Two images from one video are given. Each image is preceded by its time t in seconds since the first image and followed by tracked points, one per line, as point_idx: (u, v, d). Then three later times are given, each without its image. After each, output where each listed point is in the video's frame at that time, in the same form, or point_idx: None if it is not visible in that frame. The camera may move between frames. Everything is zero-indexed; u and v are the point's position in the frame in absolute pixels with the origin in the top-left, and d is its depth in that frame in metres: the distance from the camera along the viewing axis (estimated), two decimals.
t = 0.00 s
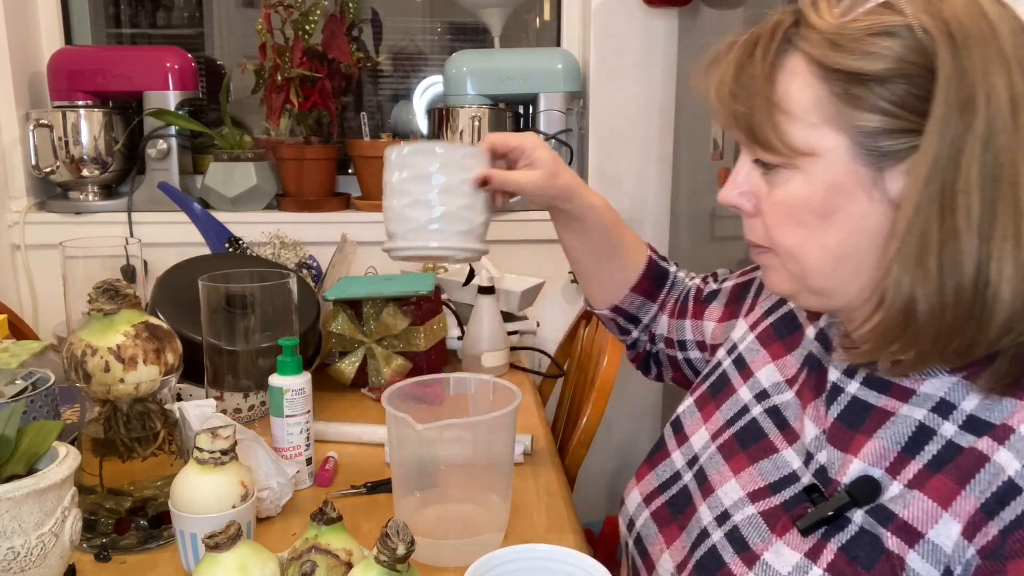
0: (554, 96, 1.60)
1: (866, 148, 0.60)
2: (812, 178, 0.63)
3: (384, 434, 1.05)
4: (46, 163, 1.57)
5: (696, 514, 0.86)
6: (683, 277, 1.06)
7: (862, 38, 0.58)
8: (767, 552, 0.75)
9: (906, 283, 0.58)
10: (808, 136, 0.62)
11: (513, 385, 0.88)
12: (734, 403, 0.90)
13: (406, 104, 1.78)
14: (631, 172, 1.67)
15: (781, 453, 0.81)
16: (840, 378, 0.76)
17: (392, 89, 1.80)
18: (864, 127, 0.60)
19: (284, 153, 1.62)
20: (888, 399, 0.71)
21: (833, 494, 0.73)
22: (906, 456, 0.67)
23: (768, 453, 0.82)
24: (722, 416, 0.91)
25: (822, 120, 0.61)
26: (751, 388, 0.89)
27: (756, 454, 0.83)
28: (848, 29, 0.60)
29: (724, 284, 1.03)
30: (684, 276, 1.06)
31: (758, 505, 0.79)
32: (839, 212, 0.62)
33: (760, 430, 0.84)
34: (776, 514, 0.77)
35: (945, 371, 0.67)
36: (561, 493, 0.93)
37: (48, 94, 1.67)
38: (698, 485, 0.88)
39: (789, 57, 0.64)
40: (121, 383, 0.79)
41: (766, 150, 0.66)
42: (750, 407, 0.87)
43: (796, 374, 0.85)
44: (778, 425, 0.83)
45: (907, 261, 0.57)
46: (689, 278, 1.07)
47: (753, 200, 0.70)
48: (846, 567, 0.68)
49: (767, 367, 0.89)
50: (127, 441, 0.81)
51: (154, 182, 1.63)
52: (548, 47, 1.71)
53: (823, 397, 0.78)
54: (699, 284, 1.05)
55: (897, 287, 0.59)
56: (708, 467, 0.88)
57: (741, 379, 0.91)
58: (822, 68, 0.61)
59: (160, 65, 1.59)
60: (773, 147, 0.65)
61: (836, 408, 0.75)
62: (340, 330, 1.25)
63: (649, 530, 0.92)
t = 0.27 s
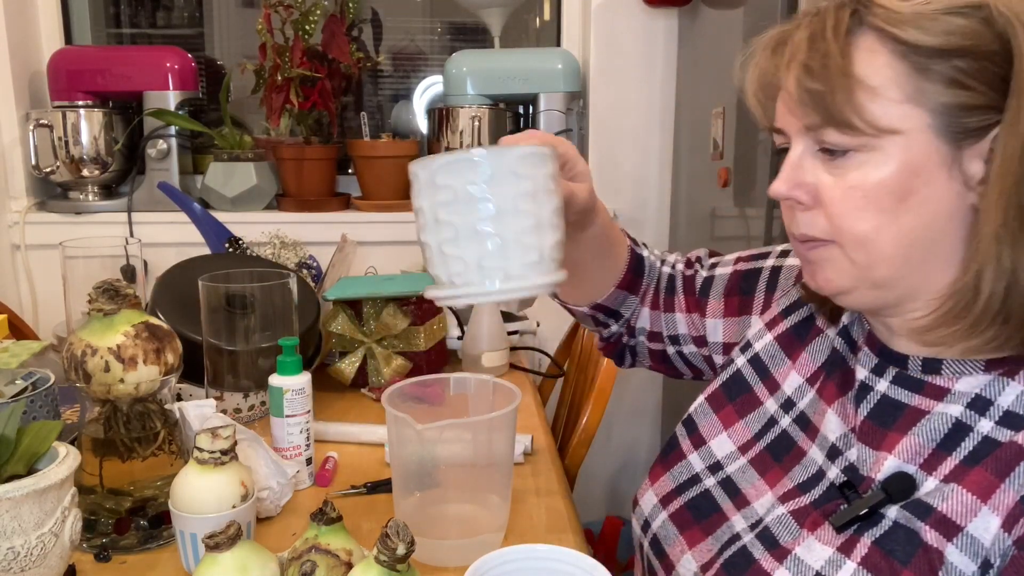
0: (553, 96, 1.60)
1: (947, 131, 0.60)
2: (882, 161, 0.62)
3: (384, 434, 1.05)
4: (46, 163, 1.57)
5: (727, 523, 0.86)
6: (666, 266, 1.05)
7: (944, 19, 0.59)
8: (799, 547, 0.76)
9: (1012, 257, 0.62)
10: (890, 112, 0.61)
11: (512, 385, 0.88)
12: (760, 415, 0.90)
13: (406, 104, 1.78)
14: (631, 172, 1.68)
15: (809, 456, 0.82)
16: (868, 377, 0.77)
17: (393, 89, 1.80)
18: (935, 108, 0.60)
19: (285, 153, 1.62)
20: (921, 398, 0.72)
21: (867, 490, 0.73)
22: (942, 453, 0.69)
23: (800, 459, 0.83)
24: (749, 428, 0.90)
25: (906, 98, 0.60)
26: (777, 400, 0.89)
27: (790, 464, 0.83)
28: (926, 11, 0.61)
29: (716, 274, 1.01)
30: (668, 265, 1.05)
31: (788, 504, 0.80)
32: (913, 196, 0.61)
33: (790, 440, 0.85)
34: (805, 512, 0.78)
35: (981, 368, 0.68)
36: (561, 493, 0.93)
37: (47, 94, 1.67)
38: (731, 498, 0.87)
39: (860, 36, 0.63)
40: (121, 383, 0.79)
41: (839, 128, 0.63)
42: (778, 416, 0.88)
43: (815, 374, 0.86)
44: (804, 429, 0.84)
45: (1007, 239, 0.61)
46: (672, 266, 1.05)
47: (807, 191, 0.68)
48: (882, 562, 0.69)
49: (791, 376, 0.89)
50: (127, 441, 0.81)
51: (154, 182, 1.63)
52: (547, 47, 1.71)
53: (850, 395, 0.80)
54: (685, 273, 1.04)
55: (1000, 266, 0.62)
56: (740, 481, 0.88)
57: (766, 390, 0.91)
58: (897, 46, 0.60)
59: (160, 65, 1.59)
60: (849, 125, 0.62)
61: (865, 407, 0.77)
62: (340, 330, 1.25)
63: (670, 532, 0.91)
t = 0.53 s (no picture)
0: (554, 96, 1.59)
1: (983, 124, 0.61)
2: (920, 153, 0.62)
3: (384, 434, 1.05)
4: (46, 163, 1.57)
5: (741, 527, 0.86)
6: (657, 271, 1.05)
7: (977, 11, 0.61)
8: (820, 548, 0.75)
9: None
10: (928, 104, 0.61)
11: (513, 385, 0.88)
12: (763, 413, 0.90)
13: (406, 104, 1.78)
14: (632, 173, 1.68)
15: (818, 454, 0.82)
16: (878, 377, 0.78)
17: (393, 89, 1.80)
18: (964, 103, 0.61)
19: (285, 153, 1.62)
20: (935, 397, 0.72)
21: (887, 489, 0.73)
22: (960, 451, 0.68)
23: (809, 459, 0.83)
24: (750, 425, 0.91)
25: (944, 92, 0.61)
26: (779, 395, 0.89)
27: (800, 464, 0.83)
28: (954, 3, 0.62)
29: (710, 275, 1.02)
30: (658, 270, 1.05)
31: (803, 506, 0.80)
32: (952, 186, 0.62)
33: (797, 439, 0.85)
34: (823, 513, 0.78)
35: (994, 366, 0.69)
36: (561, 493, 0.93)
37: (47, 94, 1.67)
38: (741, 501, 0.88)
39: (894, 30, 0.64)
40: (121, 383, 0.79)
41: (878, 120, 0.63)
42: (783, 415, 0.88)
43: (819, 371, 0.86)
44: (810, 427, 0.84)
45: None
46: (664, 271, 1.06)
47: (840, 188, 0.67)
48: (907, 561, 0.67)
49: (792, 372, 0.89)
50: (127, 441, 0.81)
51: (155, 182, 1.63)
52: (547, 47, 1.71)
53: (861, 394, 0.80)
54: (678, 276, 1.04)
55: None
56: (748, 482, 0.88)
57: (768, 388, 0.91)
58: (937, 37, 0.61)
59: (160, 65, 1.59)
60: (890, 116, 0.62)
61: (876, 407, 0.77)
62: (340, 330, 1.25)
63: (679, 538, 0.91)
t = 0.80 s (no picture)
0: (554, 96, 1.59)
1: (980, 128, 0.61)
2: (917, 159, 0.62)
3: (384, 434, 1.05)
4: (46, 163, 1.57)
5: (739, 527, 0.86)
6: (659, 272, 1.05)
7: (969, 16, 0.61)
8: (816, 549, 0.75)
9: None
10: (924, 109, 0.61)
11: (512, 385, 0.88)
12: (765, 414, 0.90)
13: (406, 104, 1.78)
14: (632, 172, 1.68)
15: (813, 451, 0.82)
16: (876, 378, 0.78)
17: (393, 89, 1.80)
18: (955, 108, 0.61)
19: (285, 153, 1.62)
20: (931, 399, 0.72)
21: (882, 490, 0.74)
22: (955, 452, 0.69)
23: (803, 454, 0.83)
24: (752, 426, 0.90)
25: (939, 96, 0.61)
26: (780, 396, 0.89)
27: (795, 462, 0.84)
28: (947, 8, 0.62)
29: (712, 276, 1.01)
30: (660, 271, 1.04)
31: (796, 502, 0.81)
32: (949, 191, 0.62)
33: (795, 439, 0.85)
34: (816, 511, 0.78)
35: (990, 368, 0.69)
36: (561, 493, 0.93)
37: (47, 94, 1.67)
38: (739, 500, 0.88)
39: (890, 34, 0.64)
40: (121, 383, 0.79)
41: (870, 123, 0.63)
42: (782, 415, 0.88)
43: (819, 372, 0.86)
44: (809, 426, 0.84)
45: None
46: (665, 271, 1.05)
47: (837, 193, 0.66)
48: (900, 563, 0.68)
49: (793, 373, 0.89)
50: (127, 441, 0.81)
51: (155, 182, 1.63)
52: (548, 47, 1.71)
53: (859, 395, 0.80)
54: (681, 276, 1.03)
55: None
56: (746, 480, 0.88)
57: (769, 389, 0.91)
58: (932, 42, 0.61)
59: (160, 65, 1.59)
60: (887, 122, 0.62)
61: (873, 408, 0.77)
62: (340, 330, 1.25)
63: (678, 536, 0.91)
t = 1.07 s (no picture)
0: (553, 96, 1.59)
1: (925, 143, 0.62)
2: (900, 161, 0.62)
3: (384, 434, 1.05)
4: (46, 163, 1.57)
5: (725, 523, 0.86)
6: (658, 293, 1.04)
7: (929, 26, 0.60)
8: (805, 553, 0.75)
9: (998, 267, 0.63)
10: (867, 123, 0.63)
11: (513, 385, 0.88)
12: (760, 416, 0.90)
13: (406, 104, 1.78)
14: (631, 173, 1.68)
15: (806, 454, 0.83)
16: (870, 380, 0.78)
17: (392, 89, 1.80)
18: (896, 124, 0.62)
19: (284, 153, 1.62)
20: (923, 402, 0.73)
21: (872, 495, 0.74)
22: (946, 459, 0.69)
23: (796, 456, 0.84)
24: (746, 429, 0.91)
25: (882, 108, 0.62)
26: (777, 401, 0.89)
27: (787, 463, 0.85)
28: (910, 17, 0.62)
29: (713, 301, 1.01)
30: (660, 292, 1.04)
31: (789, 506, 0.81)
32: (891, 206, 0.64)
33: (788, 440, 0.86)
34: (808, 516, 0.78)
35: (984, 374, 0.69)
36: (561, 493, 0.93)
37: (47, 94, 1.67)
38: (727, 496, 0.88)
39: (845, 46, 0.64)
40: (121, 383, 0.79)
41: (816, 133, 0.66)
42: (777, 418, 0.88)
43: (815, 375, 0.87)
44: (802, 428, 0.85)
45: (997, 248, 0.62)
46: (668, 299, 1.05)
47: (797, 189, 0.69)
48: (890, 568, 0.69)
49: (792, 379, 0.89)
50: (127, 441, 0.81)
51: (154, 182, 1.63)
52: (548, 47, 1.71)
53: (852, 397, 0.80)
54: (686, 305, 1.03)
55: (987, 275, 0.63)
56: (738, 479, 0.89)
57: (764, 392, 0.91)
58: (881, 56, 0.62)
59: (160, 65, 1.59)
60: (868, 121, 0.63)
61: (866, 411, 0.77)
62: (340, 330, 1.25)
63: (668, 531, 0.91)
